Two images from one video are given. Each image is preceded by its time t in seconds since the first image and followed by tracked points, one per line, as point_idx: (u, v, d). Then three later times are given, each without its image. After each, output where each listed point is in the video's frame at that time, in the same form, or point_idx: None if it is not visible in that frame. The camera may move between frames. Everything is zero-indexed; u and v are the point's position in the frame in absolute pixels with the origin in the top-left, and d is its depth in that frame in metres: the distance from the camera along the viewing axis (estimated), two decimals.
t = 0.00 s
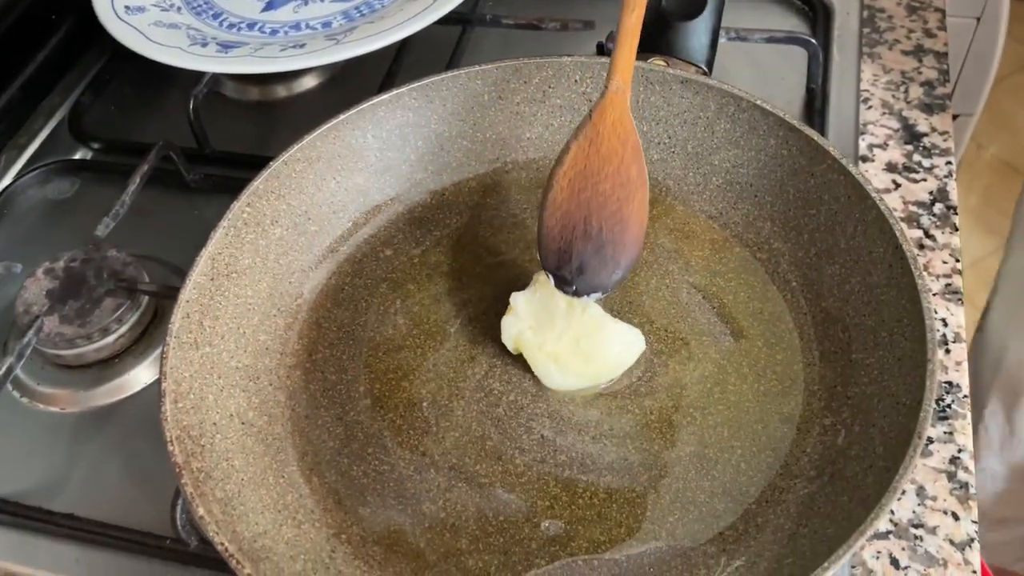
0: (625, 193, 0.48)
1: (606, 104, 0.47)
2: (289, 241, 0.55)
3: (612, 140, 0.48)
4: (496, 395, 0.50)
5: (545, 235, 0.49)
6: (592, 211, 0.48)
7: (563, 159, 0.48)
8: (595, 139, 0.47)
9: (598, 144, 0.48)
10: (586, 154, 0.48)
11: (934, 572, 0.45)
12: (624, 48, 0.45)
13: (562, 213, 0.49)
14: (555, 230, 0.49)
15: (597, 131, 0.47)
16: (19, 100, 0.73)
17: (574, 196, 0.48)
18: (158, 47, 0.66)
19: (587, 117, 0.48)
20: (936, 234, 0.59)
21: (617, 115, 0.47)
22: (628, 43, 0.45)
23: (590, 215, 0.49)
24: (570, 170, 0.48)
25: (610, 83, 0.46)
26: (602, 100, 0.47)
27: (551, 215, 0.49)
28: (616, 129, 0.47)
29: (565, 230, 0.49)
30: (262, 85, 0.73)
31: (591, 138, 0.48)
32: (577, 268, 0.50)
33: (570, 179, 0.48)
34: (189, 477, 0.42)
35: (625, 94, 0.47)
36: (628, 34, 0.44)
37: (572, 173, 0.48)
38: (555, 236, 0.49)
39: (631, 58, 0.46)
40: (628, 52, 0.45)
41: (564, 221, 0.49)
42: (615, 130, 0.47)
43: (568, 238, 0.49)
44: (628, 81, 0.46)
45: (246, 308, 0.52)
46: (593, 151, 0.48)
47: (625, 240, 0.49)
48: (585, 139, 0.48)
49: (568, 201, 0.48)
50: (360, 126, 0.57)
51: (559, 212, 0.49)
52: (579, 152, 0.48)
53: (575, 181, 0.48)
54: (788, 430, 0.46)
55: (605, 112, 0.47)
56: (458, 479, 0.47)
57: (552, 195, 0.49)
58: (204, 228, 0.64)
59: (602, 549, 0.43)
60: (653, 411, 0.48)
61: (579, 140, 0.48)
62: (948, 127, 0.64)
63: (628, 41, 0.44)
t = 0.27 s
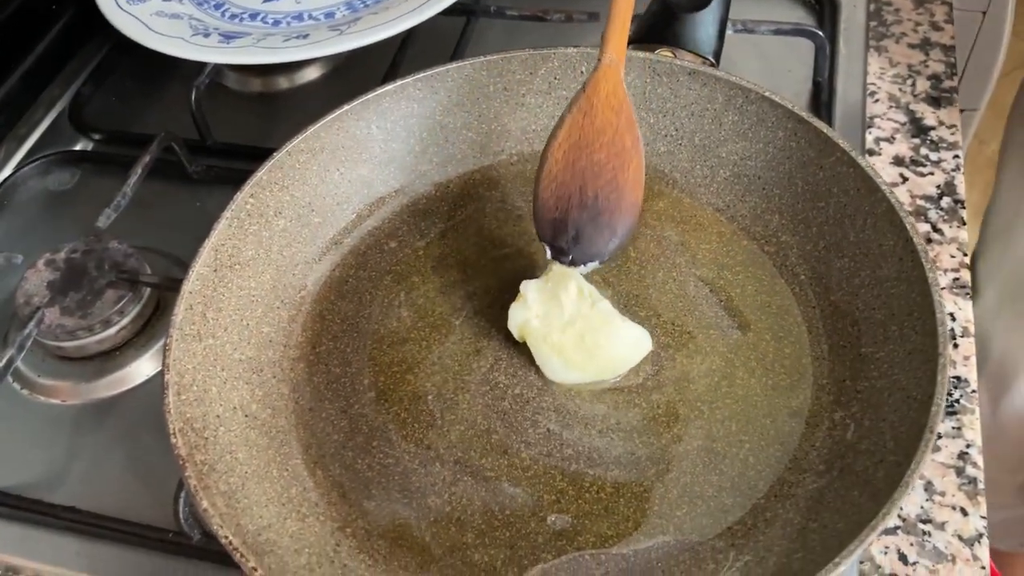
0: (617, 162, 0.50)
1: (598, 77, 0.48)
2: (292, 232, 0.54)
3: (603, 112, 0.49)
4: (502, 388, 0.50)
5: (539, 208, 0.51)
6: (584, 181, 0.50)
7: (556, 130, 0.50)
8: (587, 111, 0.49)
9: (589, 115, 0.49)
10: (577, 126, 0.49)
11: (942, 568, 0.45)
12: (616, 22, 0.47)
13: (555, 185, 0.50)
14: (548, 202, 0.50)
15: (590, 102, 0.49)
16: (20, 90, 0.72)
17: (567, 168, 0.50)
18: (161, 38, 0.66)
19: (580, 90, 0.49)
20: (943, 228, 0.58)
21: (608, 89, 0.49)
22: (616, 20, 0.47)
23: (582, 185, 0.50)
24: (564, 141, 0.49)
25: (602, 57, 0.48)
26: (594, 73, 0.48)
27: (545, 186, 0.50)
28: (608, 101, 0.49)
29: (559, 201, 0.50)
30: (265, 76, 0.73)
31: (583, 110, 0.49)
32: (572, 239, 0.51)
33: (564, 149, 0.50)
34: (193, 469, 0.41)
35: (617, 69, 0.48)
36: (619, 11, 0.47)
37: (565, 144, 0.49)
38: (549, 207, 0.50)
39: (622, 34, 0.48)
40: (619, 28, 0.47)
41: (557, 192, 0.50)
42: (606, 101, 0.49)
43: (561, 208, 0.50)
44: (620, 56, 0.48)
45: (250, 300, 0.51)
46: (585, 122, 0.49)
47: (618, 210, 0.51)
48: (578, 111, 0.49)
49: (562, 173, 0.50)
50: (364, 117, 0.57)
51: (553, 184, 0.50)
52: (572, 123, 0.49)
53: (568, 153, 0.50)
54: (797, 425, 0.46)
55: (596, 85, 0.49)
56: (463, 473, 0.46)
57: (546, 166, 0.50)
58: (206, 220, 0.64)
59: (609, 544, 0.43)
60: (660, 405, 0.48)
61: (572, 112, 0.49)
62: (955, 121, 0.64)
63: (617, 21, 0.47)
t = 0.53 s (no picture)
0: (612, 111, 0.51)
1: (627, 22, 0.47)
2: (305, 218, 0.54)
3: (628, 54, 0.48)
4: (518, 374, 0.49)
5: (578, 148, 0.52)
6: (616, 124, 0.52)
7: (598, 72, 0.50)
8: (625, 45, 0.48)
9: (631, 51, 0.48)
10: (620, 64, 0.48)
11: (961, 556, 0.45)
12: None
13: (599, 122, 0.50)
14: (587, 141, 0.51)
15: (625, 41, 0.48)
16: (26, 79, 0.72)
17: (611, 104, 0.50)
18: (171, 23, 0.65)
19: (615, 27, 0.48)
20: (959, 217, 0.58)
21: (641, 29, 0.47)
22: None
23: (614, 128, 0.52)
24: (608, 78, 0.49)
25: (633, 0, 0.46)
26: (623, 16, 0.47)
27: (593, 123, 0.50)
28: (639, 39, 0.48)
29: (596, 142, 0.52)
30: (275, 63, 0.72)
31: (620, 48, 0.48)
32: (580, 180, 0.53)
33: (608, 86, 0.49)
34: (209, 453, 0.41)
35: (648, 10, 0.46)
36: None
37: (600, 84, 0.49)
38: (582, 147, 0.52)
39: None
40: None
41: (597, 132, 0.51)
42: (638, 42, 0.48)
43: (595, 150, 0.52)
44: None
45: (262, 285, 0.51)
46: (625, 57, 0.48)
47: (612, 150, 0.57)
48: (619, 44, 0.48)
49: (606, 109, 0.50)
50: (377, 102, 0.56)
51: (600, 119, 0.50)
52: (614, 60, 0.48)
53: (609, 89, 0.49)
54: (816, 412, 0.46)
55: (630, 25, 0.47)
56: (480, 459, 0.46)
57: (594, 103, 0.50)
58: (215, 206, 0.63)
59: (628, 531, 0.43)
60: (677, 391, 0.47)
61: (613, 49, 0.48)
62: (970, 110, 0.63)
63: None
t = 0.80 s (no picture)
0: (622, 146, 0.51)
1: (646, 48, 0.49)
2: (288, 213, 0.53)
3: (645, 78, 0.50)
4: (501, 372, 0.49)
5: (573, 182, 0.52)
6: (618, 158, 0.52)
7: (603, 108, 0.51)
8: (635, 78, 0.50)
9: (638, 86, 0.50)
10: (626, 96, 0.50)
11: (946, 557, 0.44)
12: None
13: (600, 156, 0.51)
14: (585, 175, 0.51)
15: (635, 74, 0.50)
16: (10, 71, 0.71)
17: (613, 139, 0.50)
18: (154, 15, 0.64)
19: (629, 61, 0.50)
20: (949, 215, 0.57)
21: (661, 54, 0.49)
22: None
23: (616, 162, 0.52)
24: (610, 112, 0.50)
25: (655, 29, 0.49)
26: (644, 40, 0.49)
27: (592, 154, 0.50)
28: (654, 68, 0.50)
29: (596, 174, 0.51)
30: (261, 57, 0.71)
31: (631, 77, 0.50)
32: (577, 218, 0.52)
33: (609, 121, 0.50)
34: (184, 452, 0.40)
35: (669, 39, 0.49)
36: None
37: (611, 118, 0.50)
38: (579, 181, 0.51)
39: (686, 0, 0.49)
40: None
41: (597, 164, 0.51)
42: (654, 69, 0.50)
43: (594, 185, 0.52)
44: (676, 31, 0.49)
45: (244, 281, 0.50)
46: (632, 90, 0.50)
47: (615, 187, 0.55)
48: (628, 77, 0.49)
49: (607, 144, 0.50)
50: (361, 97, 0.55)
51: (600, 153, 0.51)
52: (620, 93, 0.50)
53: (611, 121, 0.50)
54: (801, 411, 0.45)
55: (649, 51, 0.49)
56: (461, 458, 0.45)
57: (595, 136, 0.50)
58: (200, 201, 0.63)
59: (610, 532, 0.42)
60: (661, 391, 0.47)
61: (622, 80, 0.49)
62: (962, 107, 0.63)
63: None
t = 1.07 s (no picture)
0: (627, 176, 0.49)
1: (657, 80, 0.47)
2: (288, 208, 0.53)
3: (654, 112, 0.48)
4: (501, 367, 0.49)
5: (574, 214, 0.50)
6: (622, 188, 0.49)
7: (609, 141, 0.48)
8: (644, 113, 0.47)
9: (647, 123, 0.47)
10: (632, 131, 0.48)
11: (945, 553, 0.44)
12: (696, 28, 0.46)
13: (604, 188, 0.49)
14: (587, 207, 0.49)
15: (644, 109, 0.47)
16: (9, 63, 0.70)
17: (618, 170, 0.48)
18: (154, 9, 0.64)
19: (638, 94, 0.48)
20: (948, 212, 0.57)
21: (674, 87, 0.47)
22: (704, 19, 0.46)
23: (620, 192, 0.49)
24: (616, 147, 0.48)
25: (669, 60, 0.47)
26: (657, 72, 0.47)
27: (595, 188, 0.48)
28: (664, 102, 0.47)
29: (599, 206, 0.49)
30: (261, 51, 0.71)
31: (640, 112, 0.47)
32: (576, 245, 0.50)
33: (615, 155, 0.48)
34: (185, 446, 0.40)
35: (683, 71, 0.47)
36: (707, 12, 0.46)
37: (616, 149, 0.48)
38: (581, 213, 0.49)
39: (703, 34, 0.46)
40: (702, 27, 0.46)
41: (600, 197, 0.49)
42: (665, 104, 0.48)
43: (597, 216, 0.50)
44: (690, 64, 0.47)
45: (244, 275, 0.50)
46: (639, 126, 0.47)
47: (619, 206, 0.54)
48: (636, 112, 0.47)
49: (612, 177, 0.48)
50: (361, 91, 0.55)
51: (602, 186, 0.48)
52: (626, 129, 0.47)
53: (616, 155, 0.48)
54: (800, 407, 0.45)
55: (661, 82, 0.47)
56: (461, 453, 0.45)
57: (599, 169, 0.48)
58: (199, 195, 0.63)
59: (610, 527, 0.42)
60: (661, 386, 0.47)
61: (630, 114, 0.47)
62: (961, 104, 0.63)
63: (701, 25, 0.46)
